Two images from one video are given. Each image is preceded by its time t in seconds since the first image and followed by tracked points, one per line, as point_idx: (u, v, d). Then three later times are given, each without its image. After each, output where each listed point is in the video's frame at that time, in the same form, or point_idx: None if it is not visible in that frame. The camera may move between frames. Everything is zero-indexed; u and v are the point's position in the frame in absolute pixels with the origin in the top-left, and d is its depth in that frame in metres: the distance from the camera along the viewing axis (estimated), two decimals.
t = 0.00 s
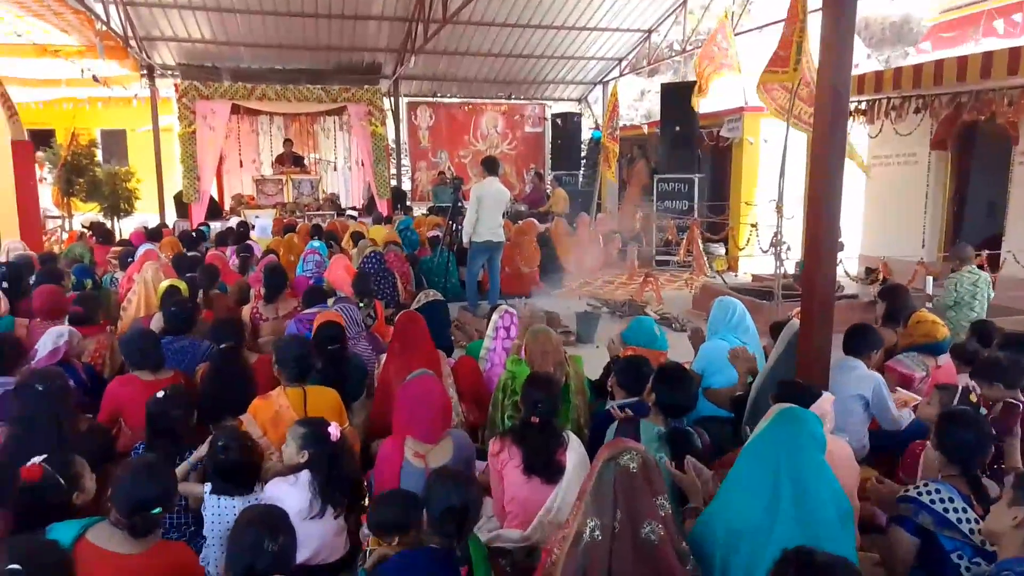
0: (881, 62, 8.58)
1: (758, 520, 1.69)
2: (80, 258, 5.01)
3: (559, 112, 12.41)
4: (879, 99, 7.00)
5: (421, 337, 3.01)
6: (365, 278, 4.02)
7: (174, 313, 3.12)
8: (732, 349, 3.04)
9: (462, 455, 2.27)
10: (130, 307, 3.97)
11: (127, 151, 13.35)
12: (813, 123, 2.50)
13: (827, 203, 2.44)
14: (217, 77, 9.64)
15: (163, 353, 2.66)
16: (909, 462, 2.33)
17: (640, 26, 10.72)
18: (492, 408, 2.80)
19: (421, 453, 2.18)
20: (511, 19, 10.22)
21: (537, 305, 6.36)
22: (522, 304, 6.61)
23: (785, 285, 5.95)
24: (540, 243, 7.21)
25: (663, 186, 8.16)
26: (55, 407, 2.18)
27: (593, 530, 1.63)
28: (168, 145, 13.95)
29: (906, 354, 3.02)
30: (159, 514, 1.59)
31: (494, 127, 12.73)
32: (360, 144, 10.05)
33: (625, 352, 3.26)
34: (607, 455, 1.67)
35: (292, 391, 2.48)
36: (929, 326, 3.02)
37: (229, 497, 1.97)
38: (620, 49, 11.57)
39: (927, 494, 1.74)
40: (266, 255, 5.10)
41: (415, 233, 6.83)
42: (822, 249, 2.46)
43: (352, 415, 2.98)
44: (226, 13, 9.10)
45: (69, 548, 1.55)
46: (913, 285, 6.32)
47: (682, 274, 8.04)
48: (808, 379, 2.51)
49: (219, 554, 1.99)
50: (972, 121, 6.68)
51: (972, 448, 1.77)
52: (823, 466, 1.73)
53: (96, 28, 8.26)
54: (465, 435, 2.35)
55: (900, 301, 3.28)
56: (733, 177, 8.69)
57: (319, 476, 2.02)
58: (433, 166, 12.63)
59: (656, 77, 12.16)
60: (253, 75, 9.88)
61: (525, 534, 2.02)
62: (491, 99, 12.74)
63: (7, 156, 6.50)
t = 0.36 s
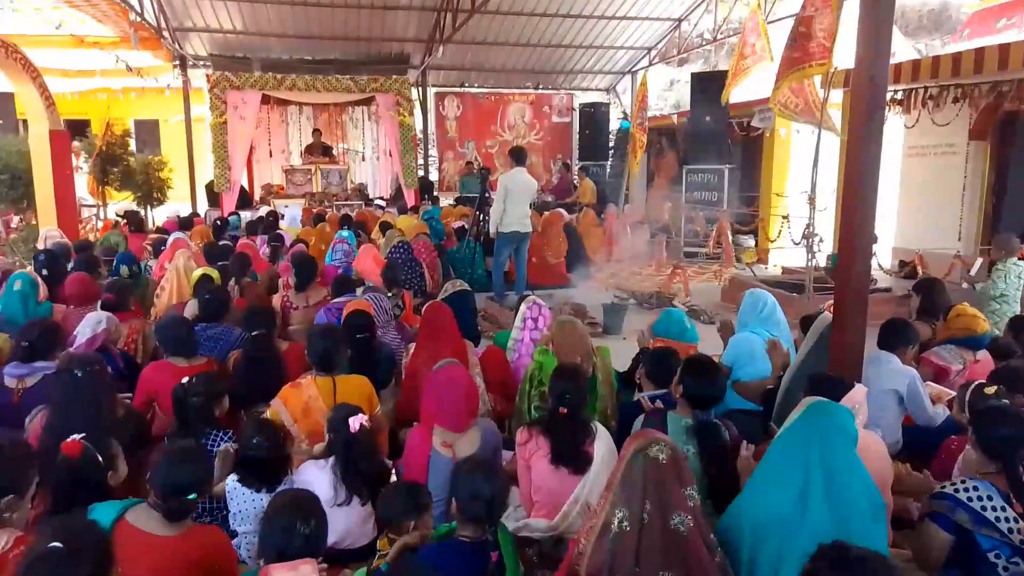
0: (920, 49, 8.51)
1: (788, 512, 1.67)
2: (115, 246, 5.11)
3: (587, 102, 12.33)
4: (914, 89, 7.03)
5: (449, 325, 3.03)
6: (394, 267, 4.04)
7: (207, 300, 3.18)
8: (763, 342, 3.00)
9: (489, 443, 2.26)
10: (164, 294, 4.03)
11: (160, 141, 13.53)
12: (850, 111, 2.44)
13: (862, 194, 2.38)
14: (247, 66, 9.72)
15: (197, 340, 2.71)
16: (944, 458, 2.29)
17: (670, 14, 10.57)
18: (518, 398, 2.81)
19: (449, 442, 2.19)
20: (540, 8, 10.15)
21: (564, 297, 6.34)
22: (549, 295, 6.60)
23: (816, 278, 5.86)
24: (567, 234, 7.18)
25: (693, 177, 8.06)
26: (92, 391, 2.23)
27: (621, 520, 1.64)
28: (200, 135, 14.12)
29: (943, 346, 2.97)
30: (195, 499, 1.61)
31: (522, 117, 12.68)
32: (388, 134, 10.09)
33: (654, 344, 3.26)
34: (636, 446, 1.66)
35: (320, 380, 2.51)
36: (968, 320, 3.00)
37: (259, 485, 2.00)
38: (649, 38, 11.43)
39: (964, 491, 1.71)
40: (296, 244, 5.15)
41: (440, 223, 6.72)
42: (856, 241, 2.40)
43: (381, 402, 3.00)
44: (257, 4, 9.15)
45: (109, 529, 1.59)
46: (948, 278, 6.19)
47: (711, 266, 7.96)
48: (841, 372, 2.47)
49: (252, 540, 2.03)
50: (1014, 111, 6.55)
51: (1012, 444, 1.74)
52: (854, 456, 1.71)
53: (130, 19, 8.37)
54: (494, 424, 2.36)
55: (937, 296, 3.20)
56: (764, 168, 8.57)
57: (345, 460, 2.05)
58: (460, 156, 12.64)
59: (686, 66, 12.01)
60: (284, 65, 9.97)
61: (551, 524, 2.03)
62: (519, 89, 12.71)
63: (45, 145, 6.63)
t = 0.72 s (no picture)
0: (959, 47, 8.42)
1: (824, 516, 1.65)
2: (151, 240, 5.20)
3: (618, 99, 12.27)
4: (955, 86, 6.84)
5: (476, 322, 3.03)
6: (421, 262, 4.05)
7: (240, 294, 3.23)
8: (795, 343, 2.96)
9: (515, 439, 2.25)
10: (198, 288, 4.10)
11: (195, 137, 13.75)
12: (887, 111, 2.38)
13: (899, 195, 2.31)
14: (280, 63, 10.45)
15: (230, 333, 2.75)
16: (982, 463, 2.24)
17: (703, 10, 10.46)
18: (545, 395, 2.80)
19: (476, 438, 2.20)
20: (571, 5, 10.11)
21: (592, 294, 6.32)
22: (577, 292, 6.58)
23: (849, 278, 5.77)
24: (596, 231, 7.15)
25: (723, 175, 8.00)
26: (129, 381, 2.26)
27: (649, 520, 1.63)
28: (233, 131, 14.32)
29: (984, 349, 2.91)
30: (226, 492, 1.62)
31: (552, 114, 12.66)
32: (418, 130, 10.14)
33: (683, 343, 3.23)
34: (664, 445, 1.65)
35: (348, 375, 2.53)
36: (1011, 323, 3.00)
37: (290, 474, 2.04)
38: (681, 35, 11.34)
39: (1003, 499, 1.67)
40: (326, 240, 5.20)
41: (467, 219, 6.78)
42: (892, 243, 2.34)
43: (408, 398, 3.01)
44: (290, 1, 9.26)
45: (145, 517, 1.62)
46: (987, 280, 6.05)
47: (742, 265, 7.88)
48: (876, 371, 2.40)
49: (282, 528, 2.09)
50: None
51: None
52: (892, 458, 1.68)
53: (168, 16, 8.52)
54: (520, 419, 2.35)
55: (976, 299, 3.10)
56: (797, 166, 8.45)
57: (367, 455, 2.03)
58: (489, 153, 12.65)
59: (718, 63, 11.89)
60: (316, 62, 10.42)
61: (578, 521, 2.03)
62: (548, 86, 12.69)
63: (84, 140, 6.77)
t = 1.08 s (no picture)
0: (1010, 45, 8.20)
1: (862, 521, 1.61)
2: (194, 237, 5.31)
3: (655, 99, 12.17)
4: (1007, 86, 6.60)
5: (511, 321, 3.05)
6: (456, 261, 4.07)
7: (280, 290, 3.29)
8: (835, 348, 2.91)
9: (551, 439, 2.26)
10: (239, 284, 4.17)
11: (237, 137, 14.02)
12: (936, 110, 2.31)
13: (947, 198, 2.24)
14: (321, 65, 10.38)
15: (270, 328, 2.80)
16: None
17: (743, 9, 10.33)
18: (581, 395, 2.79)
19: (512, 437, 2.19)
20: (609, 4, 10.04)
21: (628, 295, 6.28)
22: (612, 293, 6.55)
23: (893, 282, 5.64)
24: (632, 232, 7.10)
25: (763, 176, 7.91)
26: (172, 374, 2.32)
27: (681, 520, 1.61)
28: (274, 131, 14.56)
29: None
30: (266, 488, 1.65)
31: (588, 113, 12.61)
32: (454, 130, 10.18)
33: (720, 346, 3.19)
34: (696, 444, 1.64)
35: (387, 370, 2.57)
36: None
37: (326, 469, 2.08)
38: (721, 34, 11.22)
39: None
40: (364, 238, 5.26)
41: (504, 219, 6.91)
42: (939, 246, 2.26)
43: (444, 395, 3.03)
44: (330, 3, 9.37)
45: (188, 509, 1.65)
46: None
47: (781, 268, 7.76)
48: (920, 375, 2.33)
49: (320, 522, 2.12)
50: None
51: None
52: (934, 464, 1.64)
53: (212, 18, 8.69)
54: (555, 420, 2.35)
55: None
56: (839, 167, 8.30)
57: (397, 452, 2.03)
58: (525, 153, 12.67)
59: (759, 62, 11.71)
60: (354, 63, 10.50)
61: (614, 523, 2.02)
62: (586, 86, 12.65)
63: (131, 139, 6.94)
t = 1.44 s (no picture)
0: None
1: (895, 524, 1.59)
2: (228, 234, 5.39)
3: (687, 96, 12.05)
4: None
5: (540, 317, 3.03)
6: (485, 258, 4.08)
7: (312, 286, 3.32)
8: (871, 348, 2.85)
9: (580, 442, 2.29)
10: (271, 280, 4.23)
11: (270, 135, 14.20)
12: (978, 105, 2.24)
13: (988, 195, 2.17)
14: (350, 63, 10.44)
15: (301, 323, 2.83)
16: None
17: (777, 4, 10.18)
18: (609, 394, 2.78)
19: (541, 435, 2.19)
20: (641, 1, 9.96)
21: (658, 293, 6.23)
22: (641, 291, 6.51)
23: (931, 282, 5.53)
24: (662, 230, 7.05)
25: (796, 173, 7.60)
26: (208, 368, 2.36)
27: (707, 516, 1.59)
28: (307, 129, 14.71)
29: None
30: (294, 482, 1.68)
31: (618, 111, 12.64)
32: (484, 128, 10.19)
33: (753, 346, 3.16)
34: (721, 440, 1.62)
35: (415, 366, 2.57)
36: None
37: (358, 465, 2.11)
38: (754, 30, 11.07)
39: None
40: (394, 235, 5.30)
41: (536, 218, 6.89)
42: (980, 245, 2.20)
43: (473, 392, 3.04)
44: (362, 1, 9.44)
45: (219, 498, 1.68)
46: None
47: (814, 267, 7.64)
48: (958, 377, 2.28)
49: (351, 518, 2.14)
50: None
51: None
52: (973, 469, 1.60)
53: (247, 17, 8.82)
54: (584, 420, 2.36)
55: None
56: (874, 165, 8.15)
57: (423, 449, 2.02)
58: (554, 150, 12.63)
59: (793, 58, 11.53)
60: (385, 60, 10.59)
61: (643, 522, 2.01)
62: (616, 83, 12.58)
63: (167, 137, 7.06)
